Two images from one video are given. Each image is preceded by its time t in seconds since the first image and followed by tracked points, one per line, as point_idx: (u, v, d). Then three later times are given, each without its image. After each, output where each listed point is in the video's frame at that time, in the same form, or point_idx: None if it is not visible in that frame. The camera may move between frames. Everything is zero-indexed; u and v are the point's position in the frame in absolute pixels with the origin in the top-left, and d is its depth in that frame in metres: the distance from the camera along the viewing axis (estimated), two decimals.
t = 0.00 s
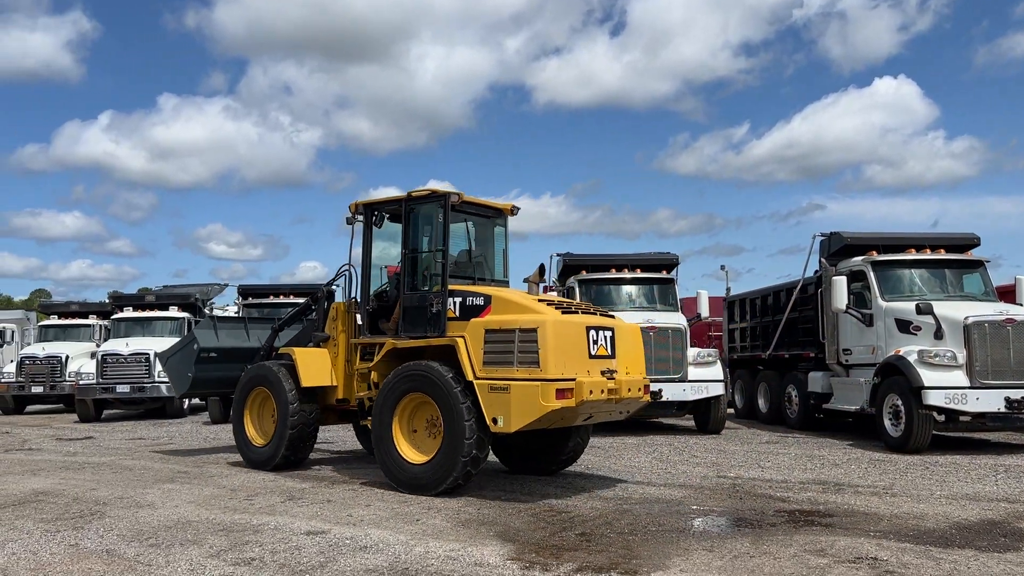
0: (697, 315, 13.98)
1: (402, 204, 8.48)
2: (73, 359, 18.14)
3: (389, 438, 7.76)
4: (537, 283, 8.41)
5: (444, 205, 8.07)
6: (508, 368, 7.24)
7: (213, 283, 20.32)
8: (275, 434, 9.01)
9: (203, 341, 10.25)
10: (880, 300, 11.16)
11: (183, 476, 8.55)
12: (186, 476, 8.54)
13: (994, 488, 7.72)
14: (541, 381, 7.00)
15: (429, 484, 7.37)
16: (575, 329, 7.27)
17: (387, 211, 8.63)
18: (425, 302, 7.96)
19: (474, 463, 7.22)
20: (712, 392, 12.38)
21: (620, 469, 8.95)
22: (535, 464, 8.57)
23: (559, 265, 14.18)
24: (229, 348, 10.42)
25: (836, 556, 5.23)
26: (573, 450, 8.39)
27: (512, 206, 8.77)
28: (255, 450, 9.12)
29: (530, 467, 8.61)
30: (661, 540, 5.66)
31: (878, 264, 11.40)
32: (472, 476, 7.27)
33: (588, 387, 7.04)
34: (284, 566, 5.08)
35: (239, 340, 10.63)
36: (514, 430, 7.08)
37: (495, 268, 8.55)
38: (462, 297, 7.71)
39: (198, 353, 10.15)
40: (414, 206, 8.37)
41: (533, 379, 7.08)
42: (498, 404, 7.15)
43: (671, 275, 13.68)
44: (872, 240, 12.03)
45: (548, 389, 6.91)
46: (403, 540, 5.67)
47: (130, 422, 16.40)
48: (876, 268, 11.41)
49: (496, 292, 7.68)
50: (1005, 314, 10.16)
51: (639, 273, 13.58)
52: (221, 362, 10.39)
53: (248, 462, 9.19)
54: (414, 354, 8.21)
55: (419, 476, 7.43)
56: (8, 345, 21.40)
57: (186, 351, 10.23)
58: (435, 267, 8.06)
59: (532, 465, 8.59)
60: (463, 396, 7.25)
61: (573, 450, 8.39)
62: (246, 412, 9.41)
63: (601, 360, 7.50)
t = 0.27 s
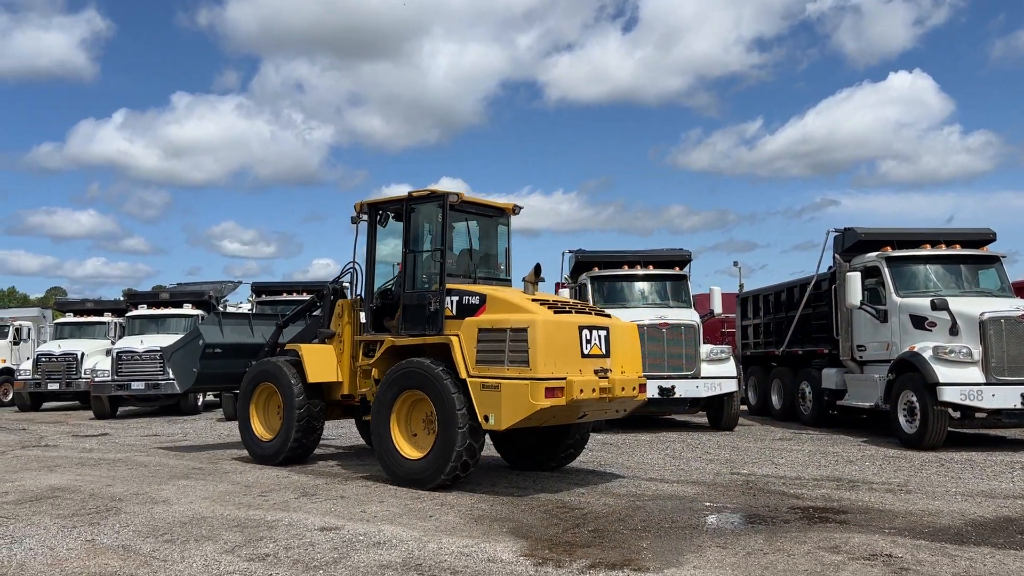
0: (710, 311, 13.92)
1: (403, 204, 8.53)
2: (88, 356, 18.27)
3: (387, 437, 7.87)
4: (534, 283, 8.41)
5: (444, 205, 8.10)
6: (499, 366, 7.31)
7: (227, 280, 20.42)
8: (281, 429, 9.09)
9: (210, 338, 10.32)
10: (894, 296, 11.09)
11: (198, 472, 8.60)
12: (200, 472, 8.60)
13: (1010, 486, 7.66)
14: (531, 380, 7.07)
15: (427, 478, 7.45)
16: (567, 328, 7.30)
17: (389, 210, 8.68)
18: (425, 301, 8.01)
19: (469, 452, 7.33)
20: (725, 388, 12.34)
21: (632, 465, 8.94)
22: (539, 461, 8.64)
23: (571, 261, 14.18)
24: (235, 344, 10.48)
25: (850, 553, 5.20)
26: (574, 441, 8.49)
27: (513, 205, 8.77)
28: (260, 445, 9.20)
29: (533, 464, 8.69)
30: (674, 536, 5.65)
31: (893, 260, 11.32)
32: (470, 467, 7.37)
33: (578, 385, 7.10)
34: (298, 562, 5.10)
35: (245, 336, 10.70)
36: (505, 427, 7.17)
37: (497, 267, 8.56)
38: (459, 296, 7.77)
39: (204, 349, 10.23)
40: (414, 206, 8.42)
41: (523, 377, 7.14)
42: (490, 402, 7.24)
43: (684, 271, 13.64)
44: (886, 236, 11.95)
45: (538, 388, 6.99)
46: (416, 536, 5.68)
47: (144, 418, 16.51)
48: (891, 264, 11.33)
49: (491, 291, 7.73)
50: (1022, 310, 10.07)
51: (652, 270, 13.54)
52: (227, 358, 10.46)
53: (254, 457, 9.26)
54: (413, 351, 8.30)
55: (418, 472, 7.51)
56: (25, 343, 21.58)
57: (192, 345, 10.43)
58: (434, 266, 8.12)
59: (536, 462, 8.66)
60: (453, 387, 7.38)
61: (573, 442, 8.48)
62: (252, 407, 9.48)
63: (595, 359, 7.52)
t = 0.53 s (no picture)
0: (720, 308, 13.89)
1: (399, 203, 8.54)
2: (100, 354, 18.37)
3: (384, 435, 7.91)
4: (527, 279, 8.33)
5: (438, 204, 8.10)
6: (493, 361, 7.33)
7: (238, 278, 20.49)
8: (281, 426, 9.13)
9: (211, 337, 10.41)
10: (906, 292, 11.03)
11: (209, 469, 8.64)
12: (212, 469, 8.63)
13: None
14: (524, 374, 7.10)
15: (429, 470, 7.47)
16: (559, 322, 7.33)
17: (386, 209, 8.68)
18: (420, 299, 8.02)
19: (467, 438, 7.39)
20: (736, 385, 12.30)
21: (642, 462, 8.93)
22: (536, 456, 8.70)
23: (581, 258, 14.17)
24: (237, 343, 10.56)
25: (862, 551, 5.18)
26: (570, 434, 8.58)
27: (508, 203, 8.78)
28: (262, 443, 9.24)
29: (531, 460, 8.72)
30: (686, 534, 5.64)
31: (905, 256, 11.26)
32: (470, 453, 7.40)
33: (570, 379, 7.11)
34: (309, 558, 5.12)
35: (247, 336, 10.78)
36: (498, 421, 7.20)
37: (491, 265, 8.57)
38: (453, 293, 7.77)
39: (206, 349, 10.28)
40: (409, 205, 8.42)
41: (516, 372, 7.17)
42: (484, 397, 7.27)
43: (694, 268, 13.60)
44: (898, 232, 11.88)
45: (530, 382, 7.02)
46: (426, 533, 5.69)
47: (156, 415, 16.60)
48: (902, 260, 11.27)
49: (485, 287, 7.75)
50: None
51: (662, 266, 13.50)
52: (229, 357, 10.54)
53: (256, 454, 9.28)
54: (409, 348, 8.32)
55: (419, 465, 7.52)
56: (38, 340, 21.75)
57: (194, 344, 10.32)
58: (429, 264, 8.13)
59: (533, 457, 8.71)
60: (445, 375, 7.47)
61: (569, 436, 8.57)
62: (253, 405, 9.51)
63: (588, 354, 7.53)
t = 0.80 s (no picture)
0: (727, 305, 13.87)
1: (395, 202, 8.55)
2: (109, 352, 18.46)
3: (382, 434, 7.92)
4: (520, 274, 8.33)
5: (433, 203, 8.11)
6: (485, 357, 7.35)
7: (246, 276, 20.55)
8: (281, 421, 9.16)
9: (211, 335, 10.45)
10: (915, 288, 10.98)
11: (218, 466, 8.67)
12: (221, 466, 8.67)
13: None
14: (515, 369, 7.11)
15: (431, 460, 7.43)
16: (550, 319, 7.35)
17: (382, 208, 8.69)
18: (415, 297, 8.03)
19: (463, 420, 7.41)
20: (744, 382, 12.28)
21: (648, 459, 8.91)
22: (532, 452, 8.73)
23: (588, 255, 14.17)
24: (237, 342, 10.63)
25: (871, 548, 5.17)
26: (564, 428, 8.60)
27: (504, 203, 8.79)
28: (263, 441, 9.25)
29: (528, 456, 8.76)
30: (693, 531, 5.64)
31: (913, 252, 11.21)
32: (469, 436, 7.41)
33: (561, 374, 7.12)
34: (317, 555, 5.13)
35: (247, 335, 10.85)
36: (491, 417, 7.20)
37: (486, 264, 8.57)
38: (447, 291, 7.79)
39: (207, 347, 10.31)
40: (405, 204, 8.43)
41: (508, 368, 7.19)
42: (476, 392, 7.28)
43: (701, 265, 13.58)
44: (906, 228, 11.84)
45: (521, 377, 7.03)
46: (434, 530, 5.70)
47: (165, 413, 16.67)
48: (911, 256, 11.23)
49: (478, 284, 7.76)
50: None
51: (669, 263, 13.48)
52: (230, 355, 10.58)
53: (257, 450, 9.29)
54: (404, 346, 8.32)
55: (421, 456, 7.49)
56: (48, 339, 21.87)
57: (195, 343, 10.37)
58: (424, 263, 8.14)
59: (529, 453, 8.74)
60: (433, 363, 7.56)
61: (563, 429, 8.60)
62: (253, 403, 9.57)
63: (579, 350, 7.55)
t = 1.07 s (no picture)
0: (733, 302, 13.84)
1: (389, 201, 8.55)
2: (116, 350, 18.51)
3: (380, 434, 7.90)
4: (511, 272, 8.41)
5: (426, 201, 8.10)
6: (477, 353, 7.37)
7: (252, 274, 20.59)
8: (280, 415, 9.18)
9: (211, 334, 10.47)
10: (922, 285, 10.95)
11: (225, 464, 8.69)
12: (228, 464, 8.69)
13: None
14: (506, 366, 7.13)
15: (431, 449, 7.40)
16: (541, 315, 7.35)
17: (377, 208, 8.70)
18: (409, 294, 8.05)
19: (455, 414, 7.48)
20: (751, 379, 12.26)
21: (653, 456, 8.90)
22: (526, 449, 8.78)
23: (593, 252, 14.15)
24: (237, 340, 10.64)
25: (878, 545, 5.16)
26: (558, 423, 8.66)
27: (497, 201, 8.77)
28: (263, 438, 9.25)
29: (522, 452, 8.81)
30: (700, 528, 5.63)
31: (920, 248, 11.17)
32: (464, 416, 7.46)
33: (552, 370, 7.16)
34: (324, 552, 5.14)
35: (247, 334, 10.86)
36: (483, 412, 7.25)
37: (481, 261, 8.55)
38: (441, 288, 7.80)
39: (207, 346, 10.33)
40: (399, 203, 8.43)
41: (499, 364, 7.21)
42: (469, 388, 7.31)
43: (706, 262, 13.55)
44: (913, 224, 11.80)
45: (512, 373, 7.06)
46: (440, 527, 5.71)
47: (172, 411, 16.72)
48: (918, 253, 11.19)
49: (470, 281, 7.76)
50: None
51: (675, 260, 13.46)
52: (229, 353, 10.59)
53: (259, 447, 9.28)
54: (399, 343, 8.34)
55: (420, 446, 7.44)
56: (56, 337, 21.95)
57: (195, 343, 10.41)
58: (417, 261, 8.13)
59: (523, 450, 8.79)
60: (422, 355, 7.63)
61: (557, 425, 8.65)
62: (252, 402, 9.60)
63: (571, 346, 7.55)
